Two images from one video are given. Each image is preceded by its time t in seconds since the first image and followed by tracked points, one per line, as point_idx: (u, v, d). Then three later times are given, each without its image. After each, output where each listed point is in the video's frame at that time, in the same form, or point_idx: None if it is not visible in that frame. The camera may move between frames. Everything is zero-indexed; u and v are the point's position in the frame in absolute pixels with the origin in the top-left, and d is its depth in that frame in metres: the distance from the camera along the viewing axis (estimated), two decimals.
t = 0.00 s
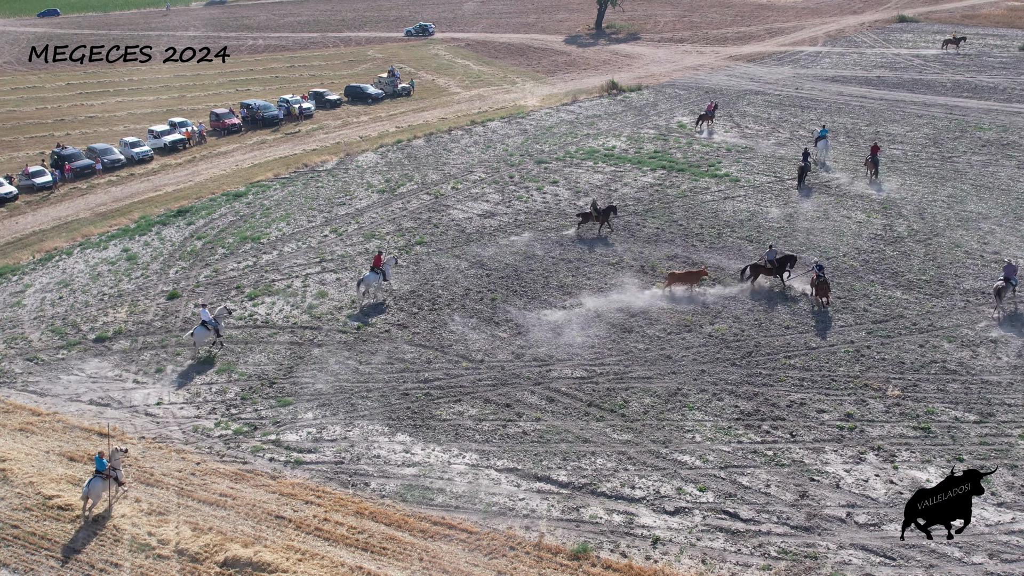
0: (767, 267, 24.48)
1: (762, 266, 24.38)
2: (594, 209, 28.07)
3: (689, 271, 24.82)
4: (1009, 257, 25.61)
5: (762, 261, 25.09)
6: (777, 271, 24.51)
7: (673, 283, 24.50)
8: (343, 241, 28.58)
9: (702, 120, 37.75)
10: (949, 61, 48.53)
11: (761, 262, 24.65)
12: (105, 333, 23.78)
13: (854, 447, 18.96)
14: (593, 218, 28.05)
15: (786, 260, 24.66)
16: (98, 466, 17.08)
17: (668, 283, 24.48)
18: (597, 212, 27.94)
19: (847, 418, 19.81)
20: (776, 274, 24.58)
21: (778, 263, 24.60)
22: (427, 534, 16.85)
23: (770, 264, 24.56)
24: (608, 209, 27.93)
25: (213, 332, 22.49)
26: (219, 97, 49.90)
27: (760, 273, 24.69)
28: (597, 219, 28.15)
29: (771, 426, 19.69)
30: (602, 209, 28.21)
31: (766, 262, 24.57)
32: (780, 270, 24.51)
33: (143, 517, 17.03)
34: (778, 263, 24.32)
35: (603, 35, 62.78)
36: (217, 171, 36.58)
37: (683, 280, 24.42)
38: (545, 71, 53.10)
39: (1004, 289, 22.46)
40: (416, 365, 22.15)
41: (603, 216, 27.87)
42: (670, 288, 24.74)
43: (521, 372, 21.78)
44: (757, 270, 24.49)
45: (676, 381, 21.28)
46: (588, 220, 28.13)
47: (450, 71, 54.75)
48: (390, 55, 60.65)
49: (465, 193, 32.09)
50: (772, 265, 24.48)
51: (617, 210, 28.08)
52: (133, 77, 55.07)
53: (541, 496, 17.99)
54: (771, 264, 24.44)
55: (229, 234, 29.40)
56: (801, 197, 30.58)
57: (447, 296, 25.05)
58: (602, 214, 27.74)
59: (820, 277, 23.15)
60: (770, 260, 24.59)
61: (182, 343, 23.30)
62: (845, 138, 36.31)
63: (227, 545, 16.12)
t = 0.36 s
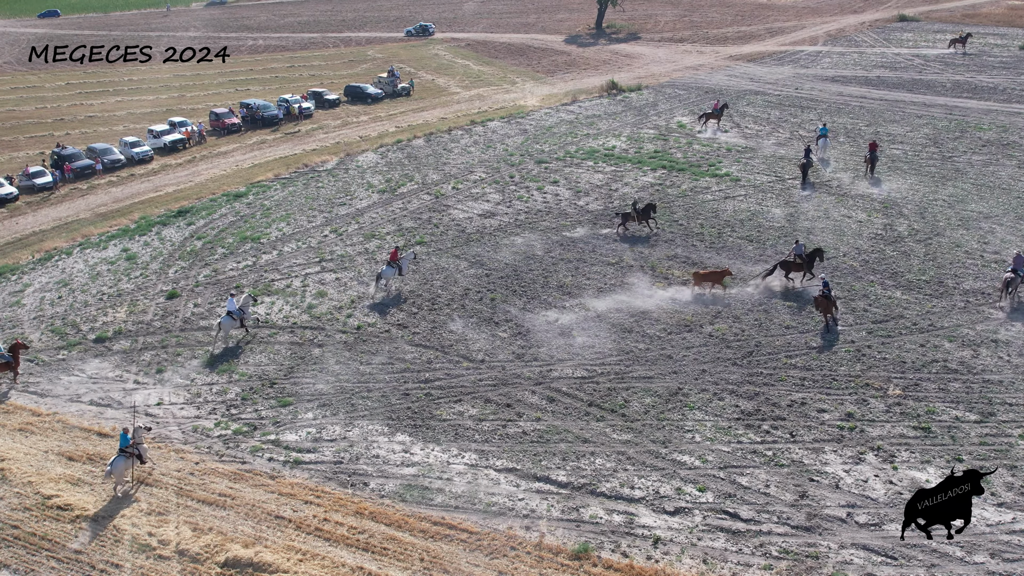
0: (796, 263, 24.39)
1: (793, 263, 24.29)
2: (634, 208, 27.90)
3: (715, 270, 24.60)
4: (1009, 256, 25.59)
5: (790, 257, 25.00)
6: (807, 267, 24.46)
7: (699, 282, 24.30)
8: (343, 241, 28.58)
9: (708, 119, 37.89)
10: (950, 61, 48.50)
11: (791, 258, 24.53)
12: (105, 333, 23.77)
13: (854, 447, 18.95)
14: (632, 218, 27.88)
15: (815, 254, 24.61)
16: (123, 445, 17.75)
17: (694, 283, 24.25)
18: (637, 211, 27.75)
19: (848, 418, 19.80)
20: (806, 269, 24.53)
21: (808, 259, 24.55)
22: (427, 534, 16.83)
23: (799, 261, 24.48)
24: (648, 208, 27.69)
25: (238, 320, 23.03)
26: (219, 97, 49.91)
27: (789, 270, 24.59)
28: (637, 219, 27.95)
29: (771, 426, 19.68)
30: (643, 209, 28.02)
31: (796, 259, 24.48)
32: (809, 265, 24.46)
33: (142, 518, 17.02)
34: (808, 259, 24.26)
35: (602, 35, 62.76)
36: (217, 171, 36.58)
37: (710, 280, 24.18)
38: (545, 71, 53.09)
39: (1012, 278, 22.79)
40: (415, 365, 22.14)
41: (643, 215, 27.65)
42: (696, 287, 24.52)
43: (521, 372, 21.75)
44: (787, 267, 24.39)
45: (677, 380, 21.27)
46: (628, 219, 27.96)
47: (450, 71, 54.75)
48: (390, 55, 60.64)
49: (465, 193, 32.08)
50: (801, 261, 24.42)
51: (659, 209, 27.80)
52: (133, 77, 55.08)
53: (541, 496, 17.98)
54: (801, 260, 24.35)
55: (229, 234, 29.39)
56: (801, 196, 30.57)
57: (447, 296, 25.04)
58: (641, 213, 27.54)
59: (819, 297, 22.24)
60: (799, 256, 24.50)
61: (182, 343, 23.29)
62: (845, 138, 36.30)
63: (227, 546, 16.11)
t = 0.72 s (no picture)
0: (826, 262, 24.22)
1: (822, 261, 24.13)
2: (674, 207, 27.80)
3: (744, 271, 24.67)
4: (1010, 256, 25.57)
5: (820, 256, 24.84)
6: (837, 266, 24.26)
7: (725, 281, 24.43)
8: (343, 241, 28.57)
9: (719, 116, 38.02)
10: (950, 60, 48.46)
11: (820, 257, 24.37)
12: (105, 333, 23.78)
13: (854, 446, 18.96)
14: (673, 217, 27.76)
15: (846, 253, 24.39)
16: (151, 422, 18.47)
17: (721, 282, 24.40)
18: (677, 210, 27.65)
19: (847, 418, 19.80)
20: (836, 269, 24.34)
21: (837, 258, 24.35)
22: (427, 534, 16.83)
23: (829, 260, 24.31)
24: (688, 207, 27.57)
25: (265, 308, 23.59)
26: (219, 97, 49.92)
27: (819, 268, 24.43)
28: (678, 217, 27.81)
29: (771, 426, 19.69)
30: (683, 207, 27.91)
31: (825, 257, 24.32)
32: (839, 265, 24.26)
33: (142, 517, 17.03)
34: (837, 258, 24.08)
35: (602, 35, 62.77)
36: (217, 171, 36.59)
37: (737, 280, 24.27)
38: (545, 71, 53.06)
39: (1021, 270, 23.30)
40: (415, 365, 22.13)
41: (684, 214, 27.53)
42: (724, 287, 24.67)
43: (521, 372, 21.75)
44: (816, 266, 24.24)
45: (677, 380, 21.28)
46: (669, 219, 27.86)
47: (450, 71, 54.74)
48: (390, 55, 60.62)
49: (465, 193, 32.08)
50: (831, 260, 24.23)
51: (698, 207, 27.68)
52: (133, 77, 55.09)
53: (541, 496, 17.99)
54: (830, 259, 24.18)
55: (229, 234, 29.41)
56: (802, 196, 30.57)
57: (446, 296, 25.04)
58: (682, 212, 27.42)
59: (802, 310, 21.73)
60: (829, 254, 24.34)
61: (182, 343, 23.29)
62: (844, 137, 36.28)
63: (226, 546, 16.11)
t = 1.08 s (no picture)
0: (846, 260, 24.44)
1: (843, 260, 24.32)
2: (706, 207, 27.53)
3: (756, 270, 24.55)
4: (1000, 255, 25.67)
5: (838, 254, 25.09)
6: (857, 263, 24.54)
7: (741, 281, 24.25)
8: (335, 241, 28.53)
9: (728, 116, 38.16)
10: (941, 59, 48.60)
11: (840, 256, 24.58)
12: (96, 334, 23.71)
13: (846, 444, 19.04)
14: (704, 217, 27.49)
15: (863, 251, 24.71)
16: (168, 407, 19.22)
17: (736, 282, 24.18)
18: (709, 210, 27.38)
19: (839, 416, 19.87)
20: (856, 266, 24.59)
21: (856, 256, 24.54)
22: (420, 534, 16.83)
23: (848, 257, 24.54)
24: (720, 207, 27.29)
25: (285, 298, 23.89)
26: (211, 97, 49.83)
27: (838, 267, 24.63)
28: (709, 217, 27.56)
29: (763, 425, 19.75)
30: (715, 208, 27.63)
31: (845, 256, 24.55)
32: (858, 262, 24.55)
33: (134, 519, 16.99)
34: (858, 255, 24.34)
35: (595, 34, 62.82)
36: (208, 172, 36.52)
37: (753, 279, 24.13)
38: (537, 71, 53.09)
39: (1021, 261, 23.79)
40: (408, 365, 22.12)
41: (715, 215, 27.29)
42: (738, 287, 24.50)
43: (514, 371, 21.75)
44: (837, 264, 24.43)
45: (669, 379, 21.31)
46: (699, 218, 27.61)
47: (442, 71, 54.72)
48: (382, 55, 60.57)
49: (457, 193, 32.07)
50: (851, 258, 24.48)
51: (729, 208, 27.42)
52: (124, 78, 54.93)
53: (534, 495, 18.01)
54: (850, 257, 24.41)
55: (221, 234, 29.35)
56: (794, 194, 30.64)
57: (439, 296, 25.02)
58: (714, 212, 27.17)
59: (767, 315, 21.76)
60: (848, 253, 24.57)
61: (174, 344, 23.23)
62: (836, 137, 36.36)
63: (220, 547, 16.09)
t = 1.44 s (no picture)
0: (836, 252, 24.62)
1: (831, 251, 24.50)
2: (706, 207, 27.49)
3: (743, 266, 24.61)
4: (956, 247, 26.16)
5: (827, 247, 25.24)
6: (845, 255, 24.68)
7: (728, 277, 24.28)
8: (297, 244, 28.32)
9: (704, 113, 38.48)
10: (895, 56, 49.41)
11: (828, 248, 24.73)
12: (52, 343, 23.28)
13: (809, 437, 19.31)
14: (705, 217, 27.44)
15: (852, 242, 24.87)
16: (155, 395, 19.52)
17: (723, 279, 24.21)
18: (710, 210, 27.34)
19: (802, 409, 20.12)
20: (845, 258, 24.74)
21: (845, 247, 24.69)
22: (387, 537, 16.75)
23: (837, 249, 24.70)
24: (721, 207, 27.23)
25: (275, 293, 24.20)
26: (168, 100, 49.18)
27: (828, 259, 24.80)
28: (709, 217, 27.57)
29: (727, 419, 19.94)
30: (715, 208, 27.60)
31: (834, 248, 24.70)
32: (847, 253, 24.70)
33: (96, 529, 16.71)
34: (846, 247, 24.49)
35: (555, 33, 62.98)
36: (167, 175, 36.05)
37: (741, 275, 24.17)
38: (498, 70, 53.12)
39: (982, 244, 24.60)
40: (373, 367, 22.02)
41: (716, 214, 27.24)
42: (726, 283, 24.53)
43: (479, 371, 21.74)
44: (826, 256, 24.60)
45: (634, 376, 21.43)
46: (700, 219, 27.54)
47: (403, 71, 54.55)
48: (342, 56, 60.23)
49: (419, 193, 31.97)
50: (840, 249, 24.64)
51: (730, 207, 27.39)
52: (79, 81, 54.01)
53: (501, 495, 18.01)
54: (839, 249, 24.57)
55: (180, 239, 28.98)
56: (753, 191, 30.94)
57: (403, 297, 24.94)
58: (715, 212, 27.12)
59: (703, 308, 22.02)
60: (836, 245, 24.74)
61: (133, 351, 22.90)
62: (795, 133, 36.79)
63: (184, 555, 15.87)
